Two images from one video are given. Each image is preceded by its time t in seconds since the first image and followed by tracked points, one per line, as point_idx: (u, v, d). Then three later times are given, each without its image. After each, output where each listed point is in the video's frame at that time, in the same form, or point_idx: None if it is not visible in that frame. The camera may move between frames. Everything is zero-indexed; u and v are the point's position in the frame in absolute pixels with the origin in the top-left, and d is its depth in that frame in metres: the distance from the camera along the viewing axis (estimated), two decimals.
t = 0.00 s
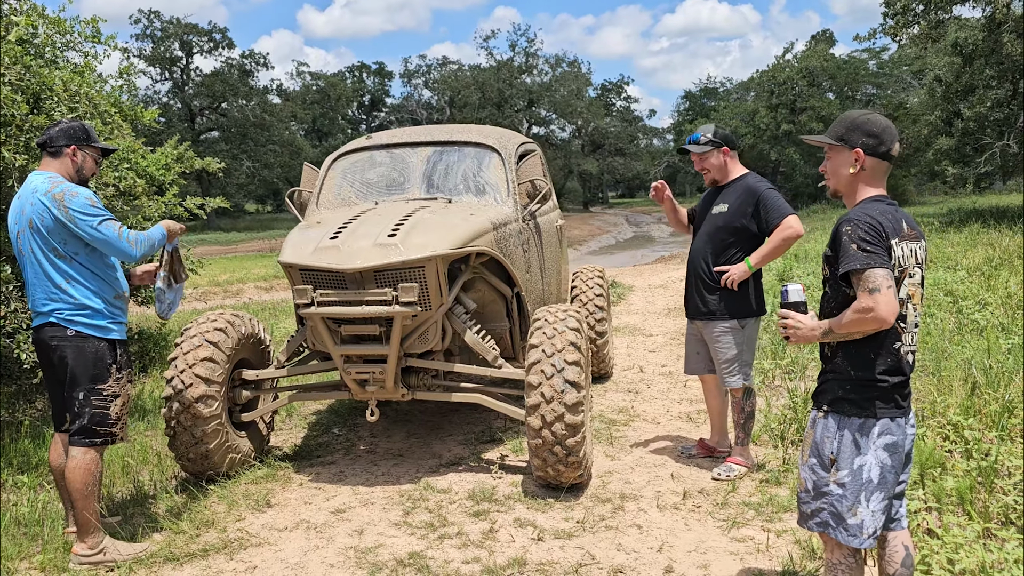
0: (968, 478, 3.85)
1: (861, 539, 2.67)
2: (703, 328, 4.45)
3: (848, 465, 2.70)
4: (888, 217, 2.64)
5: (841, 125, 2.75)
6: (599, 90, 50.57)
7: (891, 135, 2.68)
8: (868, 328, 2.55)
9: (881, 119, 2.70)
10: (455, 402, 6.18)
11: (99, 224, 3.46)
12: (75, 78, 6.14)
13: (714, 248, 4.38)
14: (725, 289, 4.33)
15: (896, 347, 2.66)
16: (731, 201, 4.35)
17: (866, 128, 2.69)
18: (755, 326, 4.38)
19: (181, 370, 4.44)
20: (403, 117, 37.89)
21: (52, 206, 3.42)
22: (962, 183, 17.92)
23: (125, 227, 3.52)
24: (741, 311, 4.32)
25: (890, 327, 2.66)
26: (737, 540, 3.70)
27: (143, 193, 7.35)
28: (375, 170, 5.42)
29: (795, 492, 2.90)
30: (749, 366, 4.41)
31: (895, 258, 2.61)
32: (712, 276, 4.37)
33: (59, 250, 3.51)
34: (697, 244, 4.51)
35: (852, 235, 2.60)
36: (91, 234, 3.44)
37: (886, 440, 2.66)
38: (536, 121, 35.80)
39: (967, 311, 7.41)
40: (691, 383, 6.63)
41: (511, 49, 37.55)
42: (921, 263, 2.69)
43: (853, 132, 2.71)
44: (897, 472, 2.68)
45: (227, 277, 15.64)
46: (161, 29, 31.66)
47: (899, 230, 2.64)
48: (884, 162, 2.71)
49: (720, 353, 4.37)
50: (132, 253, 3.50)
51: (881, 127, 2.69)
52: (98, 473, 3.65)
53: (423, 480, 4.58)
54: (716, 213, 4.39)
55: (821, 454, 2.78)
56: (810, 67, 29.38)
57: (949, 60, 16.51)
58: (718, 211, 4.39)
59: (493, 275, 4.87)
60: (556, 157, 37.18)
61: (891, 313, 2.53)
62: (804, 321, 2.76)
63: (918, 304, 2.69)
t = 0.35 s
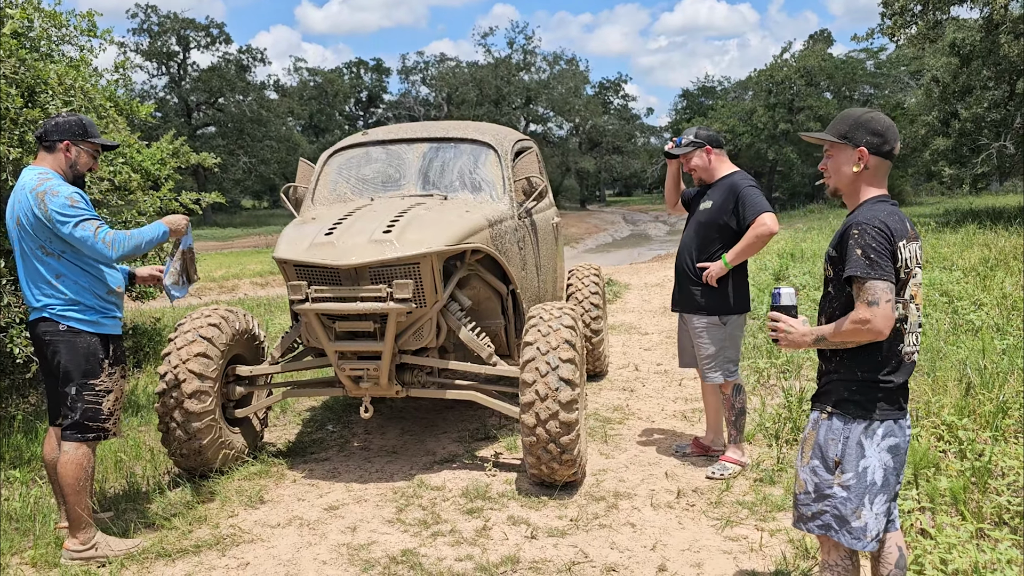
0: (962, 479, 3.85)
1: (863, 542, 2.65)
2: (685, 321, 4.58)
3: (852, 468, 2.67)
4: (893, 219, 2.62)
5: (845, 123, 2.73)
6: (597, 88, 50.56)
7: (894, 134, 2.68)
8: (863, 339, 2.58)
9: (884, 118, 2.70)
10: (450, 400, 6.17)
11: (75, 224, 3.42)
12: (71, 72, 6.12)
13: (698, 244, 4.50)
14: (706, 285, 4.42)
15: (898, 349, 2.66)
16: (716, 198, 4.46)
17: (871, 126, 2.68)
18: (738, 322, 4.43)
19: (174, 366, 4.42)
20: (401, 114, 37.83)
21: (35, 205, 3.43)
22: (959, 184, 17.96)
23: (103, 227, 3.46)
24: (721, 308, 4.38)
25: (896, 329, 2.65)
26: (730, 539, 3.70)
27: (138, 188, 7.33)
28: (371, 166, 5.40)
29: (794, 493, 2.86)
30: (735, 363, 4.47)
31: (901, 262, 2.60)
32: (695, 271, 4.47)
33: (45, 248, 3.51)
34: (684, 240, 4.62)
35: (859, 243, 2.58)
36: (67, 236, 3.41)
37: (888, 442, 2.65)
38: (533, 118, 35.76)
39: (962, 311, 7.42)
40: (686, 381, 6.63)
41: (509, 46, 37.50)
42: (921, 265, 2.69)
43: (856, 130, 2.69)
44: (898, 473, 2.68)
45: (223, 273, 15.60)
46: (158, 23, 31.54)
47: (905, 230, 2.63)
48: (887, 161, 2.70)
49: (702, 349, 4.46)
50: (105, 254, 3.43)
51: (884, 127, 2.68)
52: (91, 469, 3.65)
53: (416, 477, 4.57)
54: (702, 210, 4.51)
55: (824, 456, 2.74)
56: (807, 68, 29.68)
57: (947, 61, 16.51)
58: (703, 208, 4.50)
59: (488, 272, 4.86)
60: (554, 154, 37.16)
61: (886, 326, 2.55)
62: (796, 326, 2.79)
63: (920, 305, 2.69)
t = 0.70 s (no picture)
0: (956, 480, 3.85)
1: (867, 543, 2.66)
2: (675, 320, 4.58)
3: (859, 471, 2.65)
4: (895, 218, 2.59)
5: (855, 121, 2.71)
6: (594, 87, 50.56)
7: (904, 135, 2.67)
8: (815, 331, 2.61)
9: (894, 117, 2.69)
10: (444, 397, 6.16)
11: (55, 223, 3.38)
12: (65, 66, 6.09)
13: (688, 243, 4.51)
14: (694, 283, 4.43)
15: (903, 349, 2.66)
16: (707, 196, 4.46)
17: (882, 125, 2.67)
18: (725, 320, 4.44)
19: (168, 362, 4.40)
20: (397, 112, 37.76)
21: (25, 199, 3.42)
22: (955, 185, 17.99)
23: (84, 227, 3.41)
24: (709, 306, 4.40)
25: (900, 329, 2.64)
26: (724, 539, 3.70)
27: (132, 183, 7.30)
28: (367, 162, 5.38)
29: (795, 496, 2.82)
30: (719, 361, 4.46)
31: (903, 262, 2.59)
32: (684, 270, 4.48)
33: (36, 243, 3.50)
34: (676, 239, 4.64)
35: (857, 240, 2.57)
36: (49, 234, 3.39)
37: (892, 443, 2.65)
38: (531, 117, 35.73)
39: (958, 312, 7.43)
40: (682, 381, 6.62)
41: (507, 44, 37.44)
42: (922, 266, 2.68)
43: (867, 129, 2.68)
44: (900, 474, 2.69)
45: (219, 269, 15.57)
46: (155, 19, 31.42)
47: (910, 229, 2.60)
48: (895, 161, 2.70)
49: (692, 346, 4.46)
50: (79, 255, 3.37)
51: (895, 126, 2.67)
52: (82, 466, 3.64)
53: (410, 475, 4.56)
54: (693, 209, 4.51)
55: (830, 459, 2.69)
56: (806, 65, 29.16)
57: (944, 62, 16.50)
58: (694, 207, 4.50)
59: (484, 270, 4.85)
60: (551, 153, 37.13)
61: (838, 327, 2.57)
62: (769, 301, 2.76)
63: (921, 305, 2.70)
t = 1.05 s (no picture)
0: (957, 483, 3.85)
1: (865, 547, 2.65)
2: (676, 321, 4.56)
3: (858, 474, 2.65)
4: (900, 218, 2.60)
5: (862, 122, 2.70)
6: (596, 88, 50.60)
7: (911, 137, 2.68)
8: (863, 334, 2.53)
9: (899, 119, 2.70)
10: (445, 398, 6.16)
11: (46, 228, 3.39)
12: (68, 66, 6.11)
13: (685, 245, 4.52)
14: (692, 285, 4.43)
15: (903, 351, 2.65)
16: (703, 199, 4.47)
17: (889, 127, 2.67)
18: (724, 321, 4.43)
19: (169, 362, 4.41)
20: (399, 112, 37.79)
21: (24, 199, 3.45)
22: (956, 188, 17.97)
23: (71, 234, 3.39)
24: (708, 307, 4.40)
25: (900, 330, 2.64)
26: (725, 541, 3.70)
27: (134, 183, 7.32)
28: (368, 163, 5.39)
29: (797, 499, 2.85)
30: (719, 362, 4.46)
31: (909, 262, 2.59)
32: (682, 272, 4.49)
33: (36, 242, 3.52)
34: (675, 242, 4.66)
35: (868, 239, 2.55)
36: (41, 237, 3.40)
37: (894, 448, 2.64)
38: (533, 117, 35.72)
39: (959, 315, 7.43)
40: (683, 382, 6.63)
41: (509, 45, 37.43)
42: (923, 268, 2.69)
43: (875, 131, 2.68)
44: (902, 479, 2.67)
45: (220, 269, 15.59)
46: (157, 18, 31.45)
47: (913, 230, 2.62)
48: (901, 163, 2.71)
49: (694, 348, 4.46)
50: (61, 263, 3.35)
51: (901, 128, 2.68)
52: (81, 466, 3.65)
53: (411, 476, 4.56)
54: (690, 212, 4.53)
55: (830, 462, 2.72)
56: (805, 69, 29.51)
57: (946, 64, 16.47)
58: (691, 210, 4.52)
59: (485, 271, 4.86)
60: (553, 154, 37.11)
61: (890, 321, 2.51)
62: (796, 317, 2.68)
63: (923, 308, 2.70)
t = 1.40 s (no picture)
0: (961, 484, 3.84)
1: (872, 546, 2.65)
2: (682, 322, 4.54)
3: (867, 474, 2.65)
4: (912, 215, 2.61)
5: (866, 124, 2.70)
6: (600, 88, 50.54)
7: (915, 134, 2.70)
8: (892, 332, 2.52)
9: (901, 118, 2.71)
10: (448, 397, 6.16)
11: (47, 226, 3.39)
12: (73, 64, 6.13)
13: (689, 245, 4.51)
14: (696, 284, 4.43)
15: (909, 349, 2.64)
16: (707, 199, 4.47)
17: (894, 126, 2.68)
18: (728, 320, 4.43)
19: (173, 360, 4.41)
20: (404, 111, 37.82)
21: (26, 197, 3.46)
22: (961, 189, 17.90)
23: (72, 232, 3.39)
24: (712, 305, 4.39)
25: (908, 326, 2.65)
26: (728, 540, 3.69)
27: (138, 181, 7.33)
28: (373, 162, 5.39)
29: (802, 498, 2.83)
30: (724, 360, 4.45)
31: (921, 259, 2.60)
32: (685, 271, 4.49)
33: (38, 239, 3.53)
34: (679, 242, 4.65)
35: (888, 237, 2.54)
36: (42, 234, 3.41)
37: (902, 447, 2.64)
38: (536, 117, 35.70)
39: (963, 315, 7.40)
40: (686, 382, 6.61)
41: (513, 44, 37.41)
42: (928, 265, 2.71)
43: (881, 131, 2.68)
44: (909, 478, 2.68)
45: (224, 267, 15.61)
46: (161, 17, 31.49)
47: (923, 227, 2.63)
48: (907, 160, 2.71)
49: (698, 348, 4.45)
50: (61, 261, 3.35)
51: (905, 126, 2.69)
52: (85, 463, 3.66)
53: (414, 474, 4.57)
54: (693, 211, 4.52)
55: (838, 462, 2.70)
56: (811, 69, 28.85)
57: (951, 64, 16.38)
58: (695, 209, 4.52)
59: (489, 269, 4.85)
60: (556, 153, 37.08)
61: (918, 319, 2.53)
62: (806, 320, 2.68)
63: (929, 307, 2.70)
